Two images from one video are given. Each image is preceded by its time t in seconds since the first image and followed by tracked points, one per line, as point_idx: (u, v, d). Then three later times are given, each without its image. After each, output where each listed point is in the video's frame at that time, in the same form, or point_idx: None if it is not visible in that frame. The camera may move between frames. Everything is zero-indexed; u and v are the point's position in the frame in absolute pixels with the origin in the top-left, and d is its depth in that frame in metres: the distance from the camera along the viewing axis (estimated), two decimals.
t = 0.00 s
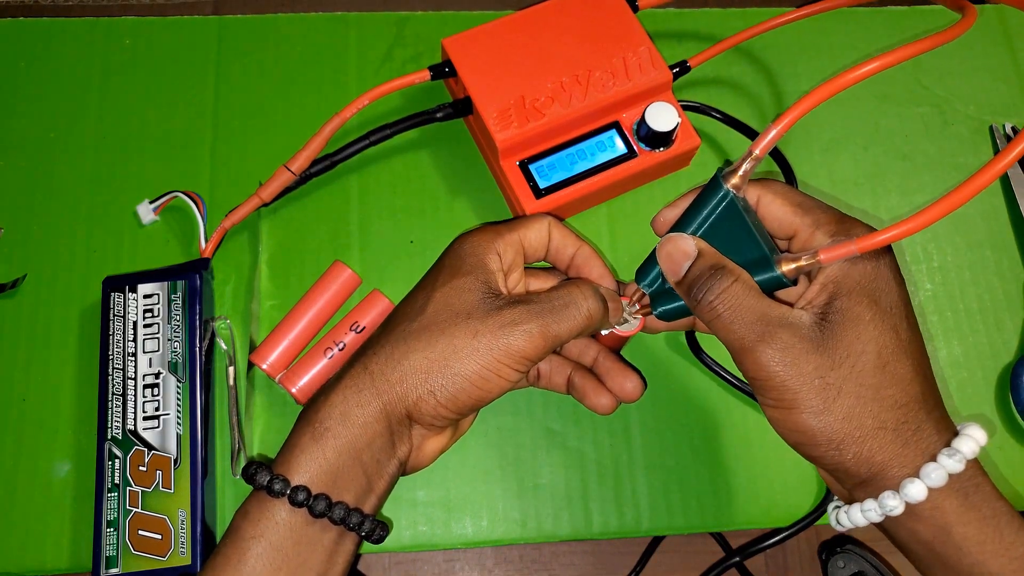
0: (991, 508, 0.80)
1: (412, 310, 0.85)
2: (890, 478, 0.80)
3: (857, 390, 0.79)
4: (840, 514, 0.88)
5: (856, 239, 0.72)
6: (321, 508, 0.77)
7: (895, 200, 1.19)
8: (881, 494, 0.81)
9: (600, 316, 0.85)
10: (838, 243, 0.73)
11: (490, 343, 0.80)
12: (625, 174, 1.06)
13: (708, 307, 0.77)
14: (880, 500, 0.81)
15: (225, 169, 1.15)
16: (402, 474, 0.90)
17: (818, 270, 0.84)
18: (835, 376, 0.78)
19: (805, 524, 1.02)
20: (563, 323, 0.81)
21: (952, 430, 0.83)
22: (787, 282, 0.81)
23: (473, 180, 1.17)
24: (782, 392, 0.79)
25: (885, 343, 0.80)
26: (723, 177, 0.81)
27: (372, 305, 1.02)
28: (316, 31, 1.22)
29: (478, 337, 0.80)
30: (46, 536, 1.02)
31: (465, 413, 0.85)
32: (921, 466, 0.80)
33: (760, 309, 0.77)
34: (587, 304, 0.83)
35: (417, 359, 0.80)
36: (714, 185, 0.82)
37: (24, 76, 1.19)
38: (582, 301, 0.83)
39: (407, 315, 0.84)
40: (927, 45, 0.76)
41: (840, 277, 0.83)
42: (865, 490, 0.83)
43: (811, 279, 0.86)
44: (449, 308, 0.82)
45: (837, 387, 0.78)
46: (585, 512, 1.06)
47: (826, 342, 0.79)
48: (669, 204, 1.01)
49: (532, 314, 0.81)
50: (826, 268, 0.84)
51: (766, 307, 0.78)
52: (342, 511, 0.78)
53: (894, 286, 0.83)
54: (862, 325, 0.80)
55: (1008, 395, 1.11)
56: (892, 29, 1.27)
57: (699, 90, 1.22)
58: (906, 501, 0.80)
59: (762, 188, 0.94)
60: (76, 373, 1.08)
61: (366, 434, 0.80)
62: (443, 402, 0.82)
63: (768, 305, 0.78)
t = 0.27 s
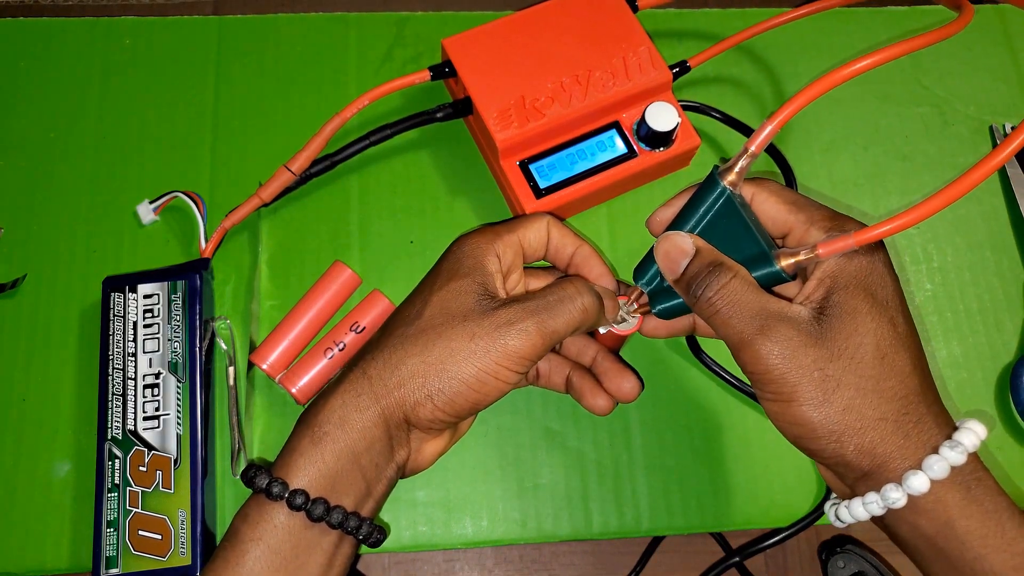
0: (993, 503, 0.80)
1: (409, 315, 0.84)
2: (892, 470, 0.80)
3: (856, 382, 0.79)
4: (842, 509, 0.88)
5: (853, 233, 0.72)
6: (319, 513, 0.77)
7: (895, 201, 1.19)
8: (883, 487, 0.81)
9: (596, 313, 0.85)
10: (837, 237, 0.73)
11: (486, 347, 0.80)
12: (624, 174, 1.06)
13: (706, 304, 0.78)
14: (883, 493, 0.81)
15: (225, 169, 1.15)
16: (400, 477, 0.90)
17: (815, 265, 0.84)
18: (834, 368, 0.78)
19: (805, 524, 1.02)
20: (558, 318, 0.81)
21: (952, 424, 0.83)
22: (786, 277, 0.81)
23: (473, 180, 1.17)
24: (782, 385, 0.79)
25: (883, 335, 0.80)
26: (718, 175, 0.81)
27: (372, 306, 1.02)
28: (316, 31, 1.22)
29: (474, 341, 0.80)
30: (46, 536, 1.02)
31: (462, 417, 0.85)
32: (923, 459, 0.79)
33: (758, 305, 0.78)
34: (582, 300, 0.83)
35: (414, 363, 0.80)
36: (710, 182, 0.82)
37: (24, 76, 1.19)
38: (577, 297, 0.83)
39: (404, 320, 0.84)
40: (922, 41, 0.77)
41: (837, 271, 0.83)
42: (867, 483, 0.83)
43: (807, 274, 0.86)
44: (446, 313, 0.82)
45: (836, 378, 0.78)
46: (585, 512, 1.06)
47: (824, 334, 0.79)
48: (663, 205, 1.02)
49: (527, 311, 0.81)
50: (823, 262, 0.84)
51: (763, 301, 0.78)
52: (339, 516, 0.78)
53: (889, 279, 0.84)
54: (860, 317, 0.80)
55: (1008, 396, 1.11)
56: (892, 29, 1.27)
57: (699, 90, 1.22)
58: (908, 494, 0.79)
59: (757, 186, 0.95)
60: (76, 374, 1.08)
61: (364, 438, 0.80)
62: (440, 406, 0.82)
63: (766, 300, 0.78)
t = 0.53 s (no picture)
0: (991, 503, 0.81)
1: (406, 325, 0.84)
2: (891, 472, 0.80)
3: (857, 384, 0.79)
4: (841, 510, 0.88)
5: (859, 233, 0.72)
6: (314, 519, 0.78)
7: (896, 201, 1.19)
8: (882, 489, 0.81)
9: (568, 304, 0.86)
10: (842, 237, 0.73)
11: (477, 356, 0.80)
12: (625, 174, 1.06)
13: (710, 303, 0.78)
14: (881, 495, 0.81)
15: (225, 169, 1.15)
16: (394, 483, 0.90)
17: (817, 267, 0.84)
18: (835, 370, 0.79)
19: (805, 524, 1.02)
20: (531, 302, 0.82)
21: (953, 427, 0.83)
22: (792, 277, 0.81)
23: (473, 180, 1.17)
24: (782, 385, 0.79)
25: (885, 337, 0.80)
26: (727, 173, 0.81)
27: (373, 306, 1.02)
28: (316, 31, 1.22)
29: (467, 351, 0.80)
30: (46, 536, 1.02)
31: (455, 428, 0.86)
32: (922, 460, 0.80)
33: (763, 306, 0.77)
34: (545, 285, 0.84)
35: (407, 376, 0.81)
36: (718, 180, 0.82)
37: (24, 76, 1.19)
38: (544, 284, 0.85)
39: (401, 331, 0.85)
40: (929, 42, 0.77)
41: (840, 273, 0.83)
42: (865, 485, 0.83)
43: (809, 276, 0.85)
44: (439, 325, 0.82)
45: (838, 380, 0.78)
46: (585, 512, 1.06)
47: (827, 336, 0.79)
48: (671, 204, 1.01)
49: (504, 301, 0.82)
50: (826, 264, 0.84)
51: (768, 303, 0.78)
52: (334, 521, 0.79)
53: (892, 283, 0.84)
54: (862, 320, 0.80)
55: (1008, 396, 1.11)
56: (893, 29, 1.27)
57: (699, 90, 1.22)
58: (906, 495, 0.80)
59: (763, 186, 0.95)
60: (76, 373, 1.08)
61: (357, 448, 0.81)
62: (434, 417, 0.82)
63: (771, 301, 0.78)
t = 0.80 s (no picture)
0: (991, 500, 0.81)
1: (432, 365, 0.88)
2: (890, 466, 0.80)
3: (856, 378, 0.79)
4: (840, 506, 0.88)
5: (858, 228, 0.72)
6: (343, 542, 0.85)
7: (896, 201, 1.19)
8: (881, 483, 0.81)
9: (637, 361, 0.89)
10: (842, 233, 0.73)
11: (496, 414, 0.88)
12: (624, 174, 1.06)
13: (710, 299, 0.77)
14: (880, 489, 0.81)
15: (225, 169, 1.15)
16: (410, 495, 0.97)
17: (814, 263, 0.83)
18: (834, 365, 0.79)
19: (805, 524, 1.02)
20: (572, 382, 0.87)
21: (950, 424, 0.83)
22: (792, 273, 0.81)
23: (473, 180, 1.17)
24: (782, 380, 0.79)
25: (882, 333, 0.81)
26: (725, 171, 0.81)
27: (372, 306, 1.03)
28: (316, 31, 1.22)
29: (489, 408, 0.87)
30: (46, 536, 1.02)
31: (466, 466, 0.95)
32: (920, 455, 0.80)
33: (763, 302, 0.77)
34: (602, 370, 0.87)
35: (434, 422, 0.88)
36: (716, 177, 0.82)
37: (24, 76, 1.19)
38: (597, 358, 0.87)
39: (427, 370, 0.88)
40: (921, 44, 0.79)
41: (836, 270, 0.83)
42: (863, 480, 0.83)
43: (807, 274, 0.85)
44: (469, 376, 0.87)
45: (837, 375, 0.79)
46: (585, 512, 1.06)
47: (826, 332, 0.79)
48: (669, 202, 1.02)
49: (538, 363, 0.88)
50: (822, 260, 0.83)
51: (767, 298, 0.78)
52: (361, 546, 0.86)
53: (886, 280, 0.85)
54: (859, 316, 0.81)
55: (1008, 396, 1.11)
56: (892, 30, 1.27)
57: (699, 90, 1.22)
58: (905, 489, 0.80)
59: (761, 183, 0.95)
60: (76, 373, 1.08)
61: (382, 477, 0.88)
62: (454, 452, 0.90)
63: (771, 297, 0.78)
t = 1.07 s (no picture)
0: (992, 502, 0.81)
1: (451, 366, 0.88)
2: (893, 472, 0.81)
3: (860, 384, 0.79)
4: (842, 510, 0.88)
5: (864, 233, 0.72)
6: (363, 543, 0.85)
7: (895, 201, 1.19)
8: (883, 489, 0.81)
9: (643, 363, 0.89)
10: (848, 237, 0.73)
11: (514, 412, 0.90)
12: (624, 175, 1.06)
13: (716, 303, 0.77)
14: (883, 494, 0.81)
15: (225, 169, 1.15)
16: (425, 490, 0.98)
17: (818, 268, 0.83)
18: (839, 371, 0.79)
19: (805, 525, 1.02)
20: (578, 371, 0.89)
21: (950, 428, 0.84)
22: (797, 277, 0.81)
23: (472, 180, 1.17)
24: (787, 386, 0.79)
25: (886, 339, 0.81)
26: (732, 173, 0.80)
27: (372, 307, 1.03)
28: (316, 31, 1.22)
29: (507, 406, 0.89)
30: (46, 536, 1.02)
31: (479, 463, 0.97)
32: (923, 461, 0.80)
33: (768, 307, 0.78)
34: (606, 365, 0.89)
35: (456, 422, 0.88)
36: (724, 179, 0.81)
37: (24, 76, 1.19)
38: (600, 350, 0.89)
39: (446, 370, 0.88)
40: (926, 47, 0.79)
41: (840, 275, 0.82)
42: (866, 485, 0.83)
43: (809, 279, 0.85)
44: (489, 375, 0.88)
45: (841, 380, 0.79)
46: (585, 512, 1.06)
47: (830, 337, 0.79)
48: (674, 205, 1.01)
49: (549, 355, 0.89)
50: (826, 265, 0.83)
51: (772, 303, 0.78)
52: (381, 545, 0.87)
53: (890, 285, 0.84)
54: (863, 322, 0.81)
55: (1008, 396, 1.11)
56: (892, 29, 1.27)
57: (699, 90, 1.22)
58: (908, 495, 0.80)
59: (767, 185, 0.95)
60: (76, 373, 1.08)
61: (403, 477, 0.88)
62: (472, 447, 0.91)
63: (776, 302, 0.78)
